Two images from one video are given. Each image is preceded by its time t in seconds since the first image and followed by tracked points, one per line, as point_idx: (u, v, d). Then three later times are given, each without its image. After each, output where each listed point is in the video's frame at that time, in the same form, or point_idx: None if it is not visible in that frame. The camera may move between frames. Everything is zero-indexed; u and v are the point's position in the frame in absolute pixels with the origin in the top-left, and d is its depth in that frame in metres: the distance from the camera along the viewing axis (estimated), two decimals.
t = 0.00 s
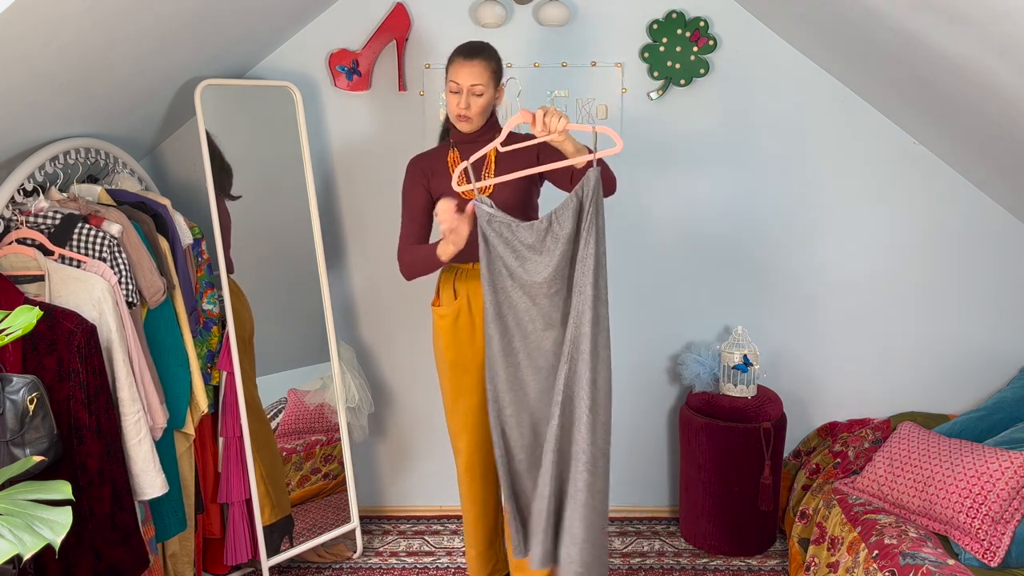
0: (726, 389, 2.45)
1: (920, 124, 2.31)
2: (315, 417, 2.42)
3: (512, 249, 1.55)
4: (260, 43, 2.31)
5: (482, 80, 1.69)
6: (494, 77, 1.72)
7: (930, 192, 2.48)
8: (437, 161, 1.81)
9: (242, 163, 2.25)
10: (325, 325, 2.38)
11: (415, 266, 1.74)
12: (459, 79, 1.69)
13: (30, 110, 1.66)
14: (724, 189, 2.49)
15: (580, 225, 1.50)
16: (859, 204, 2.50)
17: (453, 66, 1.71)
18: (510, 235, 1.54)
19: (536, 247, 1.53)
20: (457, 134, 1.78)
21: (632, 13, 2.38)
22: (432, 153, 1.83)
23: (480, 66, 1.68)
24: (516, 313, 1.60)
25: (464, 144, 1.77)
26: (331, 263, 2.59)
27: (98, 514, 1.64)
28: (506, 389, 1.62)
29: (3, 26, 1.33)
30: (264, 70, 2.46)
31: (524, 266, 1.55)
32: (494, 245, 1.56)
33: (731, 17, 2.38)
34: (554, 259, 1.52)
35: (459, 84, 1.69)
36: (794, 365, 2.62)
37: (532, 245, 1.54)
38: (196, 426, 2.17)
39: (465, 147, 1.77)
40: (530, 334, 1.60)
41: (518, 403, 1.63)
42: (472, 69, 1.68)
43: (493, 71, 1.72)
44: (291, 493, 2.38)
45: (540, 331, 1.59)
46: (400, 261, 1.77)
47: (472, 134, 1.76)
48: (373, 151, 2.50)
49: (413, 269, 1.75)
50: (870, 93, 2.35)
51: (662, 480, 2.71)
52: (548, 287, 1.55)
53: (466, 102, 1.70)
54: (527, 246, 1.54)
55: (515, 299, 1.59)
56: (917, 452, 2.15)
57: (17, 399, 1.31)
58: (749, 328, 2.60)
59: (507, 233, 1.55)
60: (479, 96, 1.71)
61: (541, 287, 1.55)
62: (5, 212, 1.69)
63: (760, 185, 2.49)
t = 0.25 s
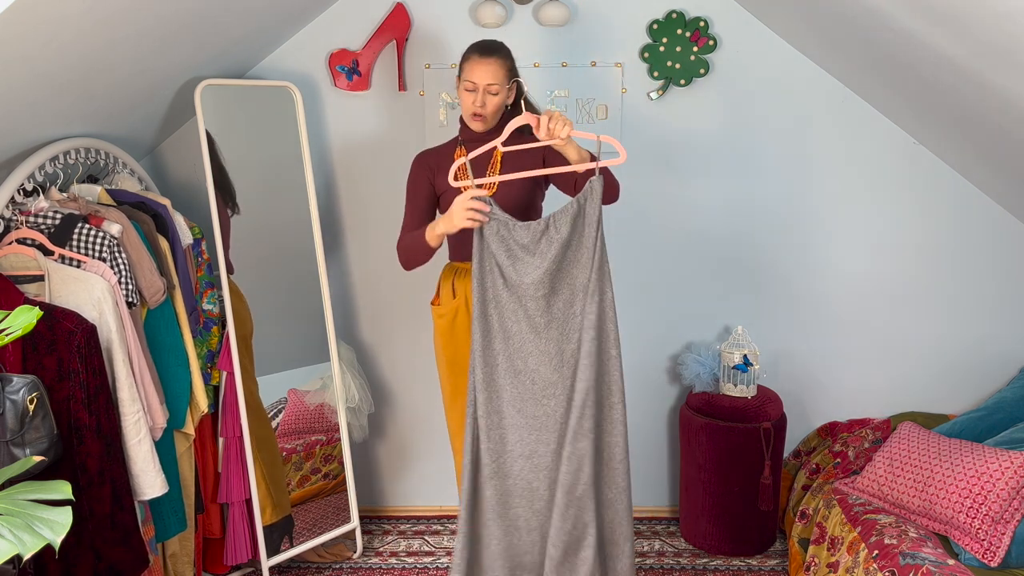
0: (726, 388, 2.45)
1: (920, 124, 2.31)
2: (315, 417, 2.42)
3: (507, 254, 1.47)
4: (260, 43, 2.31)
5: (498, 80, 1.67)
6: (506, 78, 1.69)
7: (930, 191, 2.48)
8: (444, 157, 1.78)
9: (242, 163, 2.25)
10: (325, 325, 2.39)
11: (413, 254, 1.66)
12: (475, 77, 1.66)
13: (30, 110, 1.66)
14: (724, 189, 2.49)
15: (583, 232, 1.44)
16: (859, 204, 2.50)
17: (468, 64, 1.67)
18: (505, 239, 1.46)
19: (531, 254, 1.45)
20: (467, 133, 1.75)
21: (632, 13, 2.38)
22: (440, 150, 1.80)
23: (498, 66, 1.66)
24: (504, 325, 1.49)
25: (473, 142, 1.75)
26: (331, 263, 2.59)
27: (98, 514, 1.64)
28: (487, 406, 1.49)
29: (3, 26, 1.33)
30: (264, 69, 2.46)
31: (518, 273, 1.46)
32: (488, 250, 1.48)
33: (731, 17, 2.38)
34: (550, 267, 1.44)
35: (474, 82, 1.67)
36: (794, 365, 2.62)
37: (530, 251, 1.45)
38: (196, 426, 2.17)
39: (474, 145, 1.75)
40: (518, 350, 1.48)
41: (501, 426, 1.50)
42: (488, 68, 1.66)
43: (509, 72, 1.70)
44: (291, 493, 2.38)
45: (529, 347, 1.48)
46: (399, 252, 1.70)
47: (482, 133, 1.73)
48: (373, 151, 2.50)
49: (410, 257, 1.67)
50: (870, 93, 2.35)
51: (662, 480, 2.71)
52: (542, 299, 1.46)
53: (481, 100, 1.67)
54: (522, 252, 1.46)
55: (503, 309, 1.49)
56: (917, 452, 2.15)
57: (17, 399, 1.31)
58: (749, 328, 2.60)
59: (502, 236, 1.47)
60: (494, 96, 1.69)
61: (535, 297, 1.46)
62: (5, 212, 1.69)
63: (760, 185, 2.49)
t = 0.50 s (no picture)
0: (726, 389, 2.45)
1: (920, 124, 2.31)
2: (315, 417, 2.42)
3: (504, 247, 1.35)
4: (260, 43, 2.31)
5: (515, 79, 1.62)
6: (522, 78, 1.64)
7: (930, 191, 2.48)
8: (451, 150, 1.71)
9: (242, 163, 2.25)
10: (325, 325, 2.39)
11: (401, 228, 1.57)
12: (492, 75, 1.61)
13: (30, 111, 1.66)
14: (724, 188, 2.49)
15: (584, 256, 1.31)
16: (859, 204, 2.50)
17: (486, 62, 1.61)
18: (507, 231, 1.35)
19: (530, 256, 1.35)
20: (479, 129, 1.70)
21: (632, 13, 2.38)
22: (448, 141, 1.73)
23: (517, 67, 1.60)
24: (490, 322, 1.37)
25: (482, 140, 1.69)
26: (331, 263, 2.59)
27: (98, 514, 1.64)
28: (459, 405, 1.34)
29: (3, 26, 1.33)
30: (264, 69, 2.46)
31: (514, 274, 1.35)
32: (488, 225, 1.36)
33: (731, 17, 2.38)
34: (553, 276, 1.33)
35: (491, 80, 1.61)
36: (794, 365, 2.62)
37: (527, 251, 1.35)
38: (196, 426, 2.17)
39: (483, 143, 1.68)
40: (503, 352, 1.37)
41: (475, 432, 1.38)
42: (506, 66, 1.60)
43: (525, 69, 1.64)
44: (291, 493, 2.38)
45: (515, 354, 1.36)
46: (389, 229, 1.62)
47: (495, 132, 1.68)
48: (373, 151, 2.50)
49: (399, 230, 1.58)
50: (870, 93, 2.34)
51: (662, 480, 2.71)
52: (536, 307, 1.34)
53: (498, 99, 1.62)
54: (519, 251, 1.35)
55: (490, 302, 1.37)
56: (917, 452, 2.15)
57: (17, 399, 1.31)
58: (749, 328, 2.60)
59: (501, 229, 1.35)
60: (511, 95, 1.64)
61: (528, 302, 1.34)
62: (5, 212, 1.69)
63: (761, 185, 2.49)
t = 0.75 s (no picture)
0: (726, 389, 2.45)
1: (920, 124, 2.31)
2: (315, 417, 2.42)
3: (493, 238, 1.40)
4: (260, 43, 2.31)
5: (528, 79, 1.64)
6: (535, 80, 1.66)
7: (930, 191, 2.48)
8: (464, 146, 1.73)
9: (242, 163, 2.24)
10: (325, 324, 2.39)
11: (399, 207, 1.62)
12: (504, 76, 1.64)
13: (30, 110, 1.66)
14: (724, 188, 2.49)
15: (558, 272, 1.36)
16: (859, 204, 2.50)
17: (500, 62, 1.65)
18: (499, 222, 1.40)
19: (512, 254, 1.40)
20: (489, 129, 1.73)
21: (632, 12, 2.38)
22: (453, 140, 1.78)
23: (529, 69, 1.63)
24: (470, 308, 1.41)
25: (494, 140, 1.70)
26: (331, 263, 2.59)
27: (98, 514, 1.64)
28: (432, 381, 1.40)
29: (3, 26, 1.33)
30: (264, 69, 2.46)
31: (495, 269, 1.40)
32: (485, 204, 1.42)
33: (731, 17, 2.38)
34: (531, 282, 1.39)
35: (504, 80, 1.64)
36: (794, 365, 2.62)
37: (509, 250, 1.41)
38: (196, 426, 2.17)
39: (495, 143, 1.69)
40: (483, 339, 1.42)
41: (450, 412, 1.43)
42: (519, 66, 1.63)
43: (536, 71, 1.67)
44: (290, 493, 2.38)
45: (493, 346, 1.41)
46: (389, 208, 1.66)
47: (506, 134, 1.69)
48: (373, 151, 2.50)
49: (397, 207, 1.63)
50: (869, 93, 2.35)
51: (662, 480, 2.71)
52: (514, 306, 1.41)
53: (511, 100, 1.64)
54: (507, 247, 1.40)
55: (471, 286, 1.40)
56: (917, 452, 2.15)
57: (17, 399, 1.31)
58: (749, 328, 2.60)
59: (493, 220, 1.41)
60: (524, 95, 1.66)
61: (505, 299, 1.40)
62: (5, 212, 1.69)
63: (760, 185, 2.49)
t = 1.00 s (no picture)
0: (726, 389, 2.45)
1: (919, 124, 2.31)
2: (315, 417, 2.42)
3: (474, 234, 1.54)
4: (260, 43, 2.32)
5: (531, 80, 1.65)
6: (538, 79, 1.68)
7: (929, 191, 2.48)
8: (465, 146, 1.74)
9: (242, 163, 2.24)
10: (325, 324, 2.39)
11: (394, 199, 1.66)
12: (508, 76, 1.65)
13: (29, 110, 1.66)
14: (723, 188, 2.49)
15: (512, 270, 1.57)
16: (858, 204, 2.50)
17: (501, 62, 1.66)
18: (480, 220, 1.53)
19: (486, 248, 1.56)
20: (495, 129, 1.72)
21: (632, 12, 2.38)
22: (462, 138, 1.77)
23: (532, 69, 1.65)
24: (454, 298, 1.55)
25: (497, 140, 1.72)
26: (331, 263, 2.59)
27: (98, 514, 1.64)
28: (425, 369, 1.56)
29: (3, 26, 1.33)
30: (264, 69, 2.46)
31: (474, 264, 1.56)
32: (476, 196, 1.53)
33: (731, 17, 2.38)
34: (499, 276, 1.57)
35: (508, 80, 1.65)
36: (794, 365, 2.62)
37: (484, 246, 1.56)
38: (196, 426, 2.17)
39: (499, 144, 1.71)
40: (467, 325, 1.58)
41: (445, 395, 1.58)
42: (523, 66, 1.65)
43: (541, 73, 1.68)
44: (291, 493, 2.38)
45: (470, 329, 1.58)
46: (387, 200, 1.68)
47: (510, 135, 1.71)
48: (373, 151, 2.50)
49: (392, 200, 1.67)
50: (869, 93, 2.35)
51: (662, 480, 2.71)
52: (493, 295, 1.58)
53: (514, 99, 1.65)
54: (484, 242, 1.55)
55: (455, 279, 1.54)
56: (916, 451, 2.15)
57: (17, 399, 1.31)
58: (749, 328, 2.59)
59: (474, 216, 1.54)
60: (527, 96, 1.67)
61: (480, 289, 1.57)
62: (5, 212, 1.69)
63: (760, 185, 2.49)
